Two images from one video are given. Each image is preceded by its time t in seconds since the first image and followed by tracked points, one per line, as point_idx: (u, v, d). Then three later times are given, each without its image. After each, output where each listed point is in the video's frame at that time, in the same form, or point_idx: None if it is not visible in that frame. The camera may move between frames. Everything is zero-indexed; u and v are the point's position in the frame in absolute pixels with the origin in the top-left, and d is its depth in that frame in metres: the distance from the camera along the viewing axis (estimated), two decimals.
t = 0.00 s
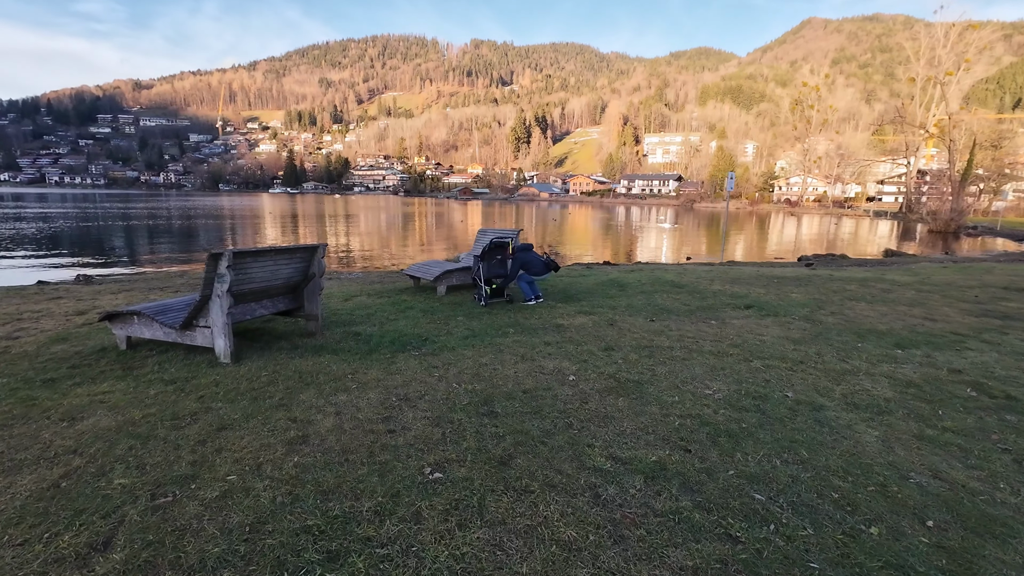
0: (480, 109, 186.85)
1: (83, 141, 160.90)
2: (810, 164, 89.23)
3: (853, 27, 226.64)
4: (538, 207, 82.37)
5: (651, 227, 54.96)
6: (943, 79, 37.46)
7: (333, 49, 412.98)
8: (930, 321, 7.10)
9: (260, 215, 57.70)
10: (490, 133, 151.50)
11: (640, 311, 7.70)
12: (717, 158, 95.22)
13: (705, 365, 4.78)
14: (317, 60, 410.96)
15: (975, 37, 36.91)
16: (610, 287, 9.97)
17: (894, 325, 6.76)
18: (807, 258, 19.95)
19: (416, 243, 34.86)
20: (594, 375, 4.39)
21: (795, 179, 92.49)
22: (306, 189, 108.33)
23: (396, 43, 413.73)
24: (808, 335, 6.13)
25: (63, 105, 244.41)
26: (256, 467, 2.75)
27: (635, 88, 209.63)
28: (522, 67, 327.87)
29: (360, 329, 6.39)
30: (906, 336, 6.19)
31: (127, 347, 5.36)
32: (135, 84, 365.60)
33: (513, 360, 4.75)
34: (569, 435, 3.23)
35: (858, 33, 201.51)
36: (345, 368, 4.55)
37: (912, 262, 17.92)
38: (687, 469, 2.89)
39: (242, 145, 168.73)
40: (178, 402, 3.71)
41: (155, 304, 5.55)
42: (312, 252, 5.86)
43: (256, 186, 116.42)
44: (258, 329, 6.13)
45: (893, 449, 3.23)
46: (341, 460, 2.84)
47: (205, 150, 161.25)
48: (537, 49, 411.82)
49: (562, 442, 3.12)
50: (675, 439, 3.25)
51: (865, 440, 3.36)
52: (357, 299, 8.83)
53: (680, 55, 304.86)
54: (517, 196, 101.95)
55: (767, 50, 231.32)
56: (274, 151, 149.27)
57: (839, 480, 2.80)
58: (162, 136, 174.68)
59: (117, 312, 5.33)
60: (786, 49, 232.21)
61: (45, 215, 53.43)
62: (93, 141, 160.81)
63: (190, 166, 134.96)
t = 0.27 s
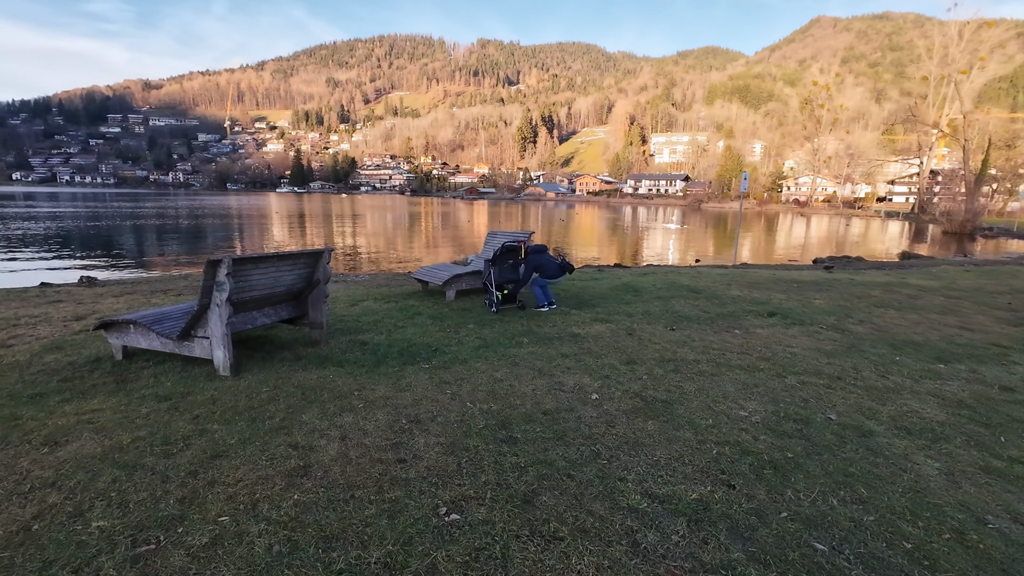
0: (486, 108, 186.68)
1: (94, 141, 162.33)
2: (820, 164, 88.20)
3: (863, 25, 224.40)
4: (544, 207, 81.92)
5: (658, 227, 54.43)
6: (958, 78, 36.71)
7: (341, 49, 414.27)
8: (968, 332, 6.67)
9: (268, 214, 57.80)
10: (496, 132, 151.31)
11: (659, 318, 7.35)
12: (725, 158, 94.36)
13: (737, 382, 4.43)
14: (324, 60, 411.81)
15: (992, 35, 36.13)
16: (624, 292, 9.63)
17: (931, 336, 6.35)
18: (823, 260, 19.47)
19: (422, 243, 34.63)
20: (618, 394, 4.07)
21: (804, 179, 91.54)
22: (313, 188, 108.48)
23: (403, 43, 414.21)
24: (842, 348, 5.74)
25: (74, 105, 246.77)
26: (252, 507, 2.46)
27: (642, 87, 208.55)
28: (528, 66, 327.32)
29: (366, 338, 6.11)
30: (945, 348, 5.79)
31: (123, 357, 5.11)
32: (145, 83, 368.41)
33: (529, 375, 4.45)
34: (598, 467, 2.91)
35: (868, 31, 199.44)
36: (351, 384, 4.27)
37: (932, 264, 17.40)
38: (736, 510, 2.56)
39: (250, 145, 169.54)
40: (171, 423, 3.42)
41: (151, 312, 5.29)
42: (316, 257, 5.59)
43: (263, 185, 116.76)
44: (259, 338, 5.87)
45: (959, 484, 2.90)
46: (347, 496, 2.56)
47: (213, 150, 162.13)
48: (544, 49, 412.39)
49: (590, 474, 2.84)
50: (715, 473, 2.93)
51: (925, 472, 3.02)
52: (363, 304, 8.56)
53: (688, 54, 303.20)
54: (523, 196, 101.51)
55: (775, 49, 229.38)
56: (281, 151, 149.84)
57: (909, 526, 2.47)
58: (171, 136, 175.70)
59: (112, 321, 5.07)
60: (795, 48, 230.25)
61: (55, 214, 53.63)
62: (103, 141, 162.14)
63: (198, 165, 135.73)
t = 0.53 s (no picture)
0: (499, 109, 186.69)
1: (113, 142, 165.26)
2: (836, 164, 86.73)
3: (881, 24, 220.63)
4: (555, 208, 81.46)
5: (671, 228, 53.81)
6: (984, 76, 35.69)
7: (354, 51, 417.11)
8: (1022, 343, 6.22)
9: (282, 214, 58.22)
10: (508, 133, 151.21)
11: (685, 326, 7.00)
12: (739, 159, 93.20)
13: (781, 399, 4.08)
14: (337, 61, 414.27)
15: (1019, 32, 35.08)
16: (645, 297, 9.29)
17: (982, 348, 5.93)
18: (846, 263, 18.92)
19: (433, 244, 34.51)
20: (655, 411, 3.75)
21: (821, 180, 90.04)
22: (326, 189, 109.11)
23: (415, 44, 415.96)
24: (888, 360, 5.36)
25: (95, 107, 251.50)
26: (258, 548, 2.18)
27: (655, 88, 207.11)
28: (540, 67, 326.66)
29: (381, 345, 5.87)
30: (1002, 362, 5.37)
31: (130, 364, 4.92)
32: (163, 85, 374.29)
33: (555, 390, 4.15)
34: (642, 502, 2.60)
35: (886, 29, 195.95)
36: (365, 397, 4.03)
37: (962, 269, 16.77)
38: (805, 557, 2.24)
39: (265, 146, 171.33)
40: (176, 441, 3.20)
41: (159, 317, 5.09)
42: (330, 261, 5.39)
43: (277, 186, 117.80)
44: (271, 345, 5.67)
45: None
46: (363, 533, 2.29)
47: (229, 151, 164.17)
48: (556, 49, 411.64)
49: (635, 510, 2.52)
50: (773, 510, 2.60)
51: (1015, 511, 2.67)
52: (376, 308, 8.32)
53: (701, 54, 300.60)
54: (535, 197, 101.12)
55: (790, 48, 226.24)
56: (295, 152, 151.23)
57: None
58: (187, 137, 178.07)
59: (119, 327, 4.88)
60: (811, 47, 227.09)
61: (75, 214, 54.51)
62: (122, 142, 165.00)
63: (214, 166, 137.47)
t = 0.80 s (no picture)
0: (513, 110, 186.50)
1: (135, 145, 168.57)
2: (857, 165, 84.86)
3: (904, 21, 215.85)
4: (570, 210, 80.76)
5: (686, 229, 53.05)
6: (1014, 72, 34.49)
7: (370, 53, 419.24)
8: None
9: (298, 215, 58.66)
10: (522, 134, 150.89)
11: (719, 335, 6.62)
12: (756, 159, 91.73)
13: (838, 422, 3.72)
14: (353, 63, 414.91)
15: None
16: (671, 303, 8.91)
17: None
18: (874, 267, 18.30)
19: (447, 245, 34.40)
20: (698, 434, 3.43)
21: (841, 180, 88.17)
22: (341, 190, 109.92)
23: (430, 46, 417.27)
24: (945, 377, 4.93)
25: (118, 110, 256.83)
26: None
27: (670, 88, 205.20)
28: (554, 68, 325.49)
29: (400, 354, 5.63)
30: None
31: (140, 374, 4.73)
32: (184, 89, 381.09)
33: (588, 409, 3.84)
34: (700, 549, 2.29)
35: (909, 26, 191.64)
36: (385, 414, 3.79)
37: (1000, 273, 16.04)
38: None
39: (282, 147, 173.29)
40: (183, 463, 2.97)
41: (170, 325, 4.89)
42: (346, 266, 5.16)
43: (293, 187, 118.97)
44: (285, 353, 5.45)
45: None
46: None
47: (247, 152, 166.48)
48: (570, 50, 410.26)
49: (691, 561, 2.21)
50: (852, 562, 2.26)
51: None
52: (392, 314, 8.07)
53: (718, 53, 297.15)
54: (549, 198, 100.67)
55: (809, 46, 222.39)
56: (311, 154, 152.68)
57: None
58: (207, 139, 180.84)
59: (129, 335, 4.69)
60: (831, 45, 223.02)
61: (98, 215, 55.53)
62: (144, 144, 168.14)
63: (232, 167, 139.39)
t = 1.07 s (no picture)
0: (523, 111, 186.18)
1: (151, 147, 170.75)
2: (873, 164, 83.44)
3: (920, 17, 212.12)
4: (580, 210, 80.19)
5: (698, 230, 52.44)
6: None
7: (381, 55, 419.87)
8: None
9: (309, 216, 58.87)
10: (532, 134, 150.51)
11: (747, 344, 6.28)
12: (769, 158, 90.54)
13: (894, 446, 3.37)
14: (364, 65, 416.87)
15: None
16: (692, 308, 8.60)
17: None
18: (897, 270, 17.81)
19: (457, 246, 34.22)
20: (741, 460, 3.13)
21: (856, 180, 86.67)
22: (352, 191, 110.36)
23: (440, 47, 417.75)
24: (999, 392, 4.56)
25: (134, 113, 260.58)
26: None
27: (682, 87, 203.66)
28: (565, 69, 324.57)
29: (413, 364, 5.40)
30: None
31: (144, 386, 4.52)
32: (198, 92, 386.11)
33: (617, 429, 3.54)
34: None
35: (926, 23, 188.35)
36: (400, 432, 3.55)
37: None
38: None
39: (294, 149, 174.65)
40: (179, 493, 2.73)
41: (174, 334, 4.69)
42: (357, 273, 4.93)
43: (305, 188, 119.72)
44: (295, 363, 5.24)
45: None
46: None
47: (260, 154, 167.97)
48: (580, 50, 408.87)
49: None
50: None
51: None
52: (404, 319, 7.84)
53: (730, 52, 294.36)
54: (559, 198, 100.12)
55: (823, 44, 219.05)
56: (323, 155, 153.68)
57: None
58: (220, 141, 182.78)
59: (132, 345, 4.48)
60: (845, 43, 219.81)
61: (114, 216, 56.23)
62: (159, 146, 170.37)
63: (246, 169, 140.70)
